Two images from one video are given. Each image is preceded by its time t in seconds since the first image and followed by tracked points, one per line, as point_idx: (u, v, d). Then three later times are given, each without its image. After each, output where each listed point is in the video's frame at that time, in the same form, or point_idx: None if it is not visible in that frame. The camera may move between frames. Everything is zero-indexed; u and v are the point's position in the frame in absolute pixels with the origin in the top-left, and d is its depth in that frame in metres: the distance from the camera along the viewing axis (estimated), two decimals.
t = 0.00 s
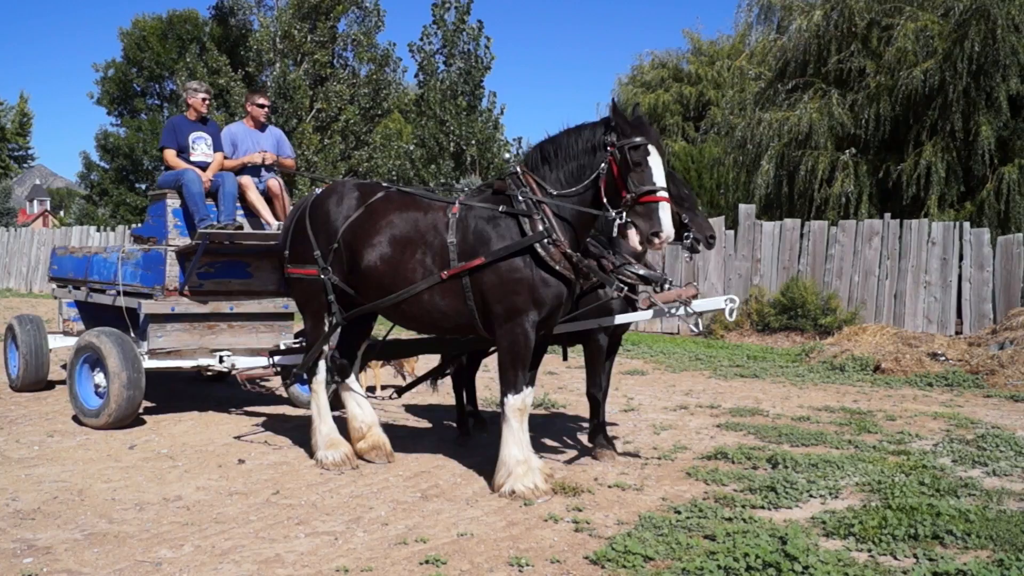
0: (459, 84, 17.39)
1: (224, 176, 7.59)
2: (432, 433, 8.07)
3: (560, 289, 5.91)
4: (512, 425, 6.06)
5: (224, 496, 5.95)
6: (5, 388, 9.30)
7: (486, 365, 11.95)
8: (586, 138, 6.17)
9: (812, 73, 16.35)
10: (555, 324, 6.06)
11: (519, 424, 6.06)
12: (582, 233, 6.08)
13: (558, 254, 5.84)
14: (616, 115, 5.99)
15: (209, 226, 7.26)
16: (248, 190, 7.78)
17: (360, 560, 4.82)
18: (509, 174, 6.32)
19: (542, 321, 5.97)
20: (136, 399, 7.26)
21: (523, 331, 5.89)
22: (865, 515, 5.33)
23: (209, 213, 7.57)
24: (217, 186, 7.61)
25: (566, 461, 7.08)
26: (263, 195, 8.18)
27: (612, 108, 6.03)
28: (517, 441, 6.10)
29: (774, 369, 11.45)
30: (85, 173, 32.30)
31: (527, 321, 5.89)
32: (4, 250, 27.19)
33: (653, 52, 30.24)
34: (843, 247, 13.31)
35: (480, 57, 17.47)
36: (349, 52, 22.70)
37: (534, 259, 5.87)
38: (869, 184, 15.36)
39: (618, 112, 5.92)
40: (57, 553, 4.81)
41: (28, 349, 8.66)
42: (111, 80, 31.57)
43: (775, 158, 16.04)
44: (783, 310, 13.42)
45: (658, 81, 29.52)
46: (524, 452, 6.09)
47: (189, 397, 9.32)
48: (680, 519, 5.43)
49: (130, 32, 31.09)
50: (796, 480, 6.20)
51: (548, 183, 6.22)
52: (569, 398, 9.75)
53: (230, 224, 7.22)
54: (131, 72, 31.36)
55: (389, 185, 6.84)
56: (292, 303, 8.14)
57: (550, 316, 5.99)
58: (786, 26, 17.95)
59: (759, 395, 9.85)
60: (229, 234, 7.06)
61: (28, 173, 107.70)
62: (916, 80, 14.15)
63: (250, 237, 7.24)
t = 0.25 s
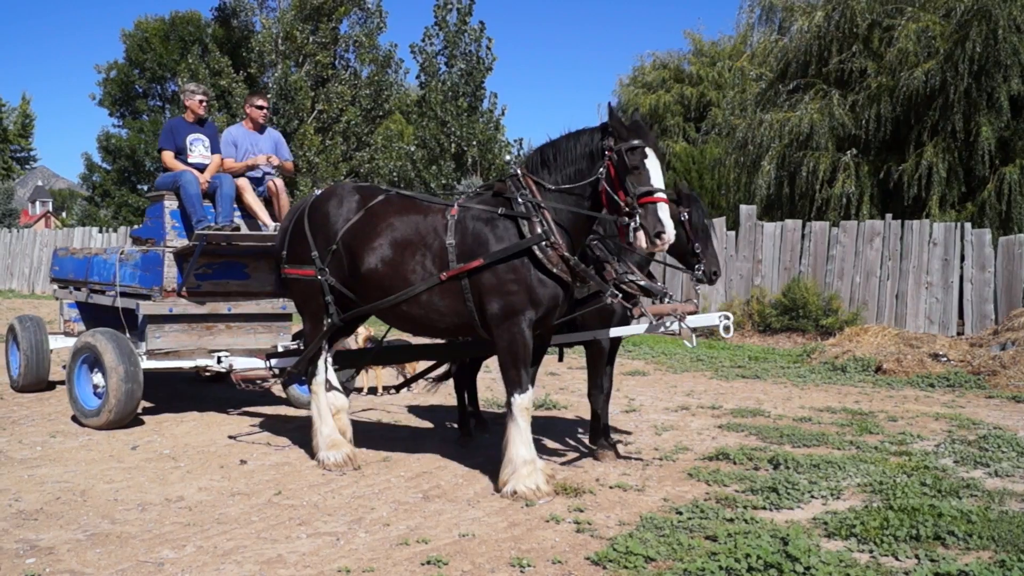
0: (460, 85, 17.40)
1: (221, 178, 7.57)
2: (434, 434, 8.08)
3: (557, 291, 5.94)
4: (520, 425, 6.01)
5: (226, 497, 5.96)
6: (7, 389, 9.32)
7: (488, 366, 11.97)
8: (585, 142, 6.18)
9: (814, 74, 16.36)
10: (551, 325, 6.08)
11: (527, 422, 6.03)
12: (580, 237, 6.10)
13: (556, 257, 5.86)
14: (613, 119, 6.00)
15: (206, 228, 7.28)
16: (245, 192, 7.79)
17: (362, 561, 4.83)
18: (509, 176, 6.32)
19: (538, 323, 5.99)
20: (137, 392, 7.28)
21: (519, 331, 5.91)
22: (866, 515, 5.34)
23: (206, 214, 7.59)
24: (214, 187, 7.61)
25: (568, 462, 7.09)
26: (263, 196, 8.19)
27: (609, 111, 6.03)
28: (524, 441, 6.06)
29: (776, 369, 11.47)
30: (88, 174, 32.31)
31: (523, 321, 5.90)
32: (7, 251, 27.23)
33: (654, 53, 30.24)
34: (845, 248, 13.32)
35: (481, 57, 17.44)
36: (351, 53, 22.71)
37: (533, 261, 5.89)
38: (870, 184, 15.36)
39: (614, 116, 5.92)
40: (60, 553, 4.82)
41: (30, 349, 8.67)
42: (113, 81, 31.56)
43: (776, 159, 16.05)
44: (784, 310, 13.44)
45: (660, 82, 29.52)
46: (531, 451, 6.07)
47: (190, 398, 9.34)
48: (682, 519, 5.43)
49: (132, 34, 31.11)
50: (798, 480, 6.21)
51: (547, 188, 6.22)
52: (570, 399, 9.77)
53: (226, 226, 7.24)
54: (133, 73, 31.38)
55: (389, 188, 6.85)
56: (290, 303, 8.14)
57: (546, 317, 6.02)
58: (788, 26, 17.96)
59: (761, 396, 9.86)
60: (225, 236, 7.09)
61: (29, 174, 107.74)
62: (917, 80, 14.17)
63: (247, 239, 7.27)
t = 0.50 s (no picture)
0: (462, 86, 17.41)
1: (221, 180, 7.62)
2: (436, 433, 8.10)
3: (551, 295, 5.97)
4: (528, 411, 6.01)
5: (229, 497, 5.98)
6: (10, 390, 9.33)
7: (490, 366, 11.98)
8: (584, 149, 6.19)
9: (816, 74, 16.37)
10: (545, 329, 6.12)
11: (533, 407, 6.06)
12: (575, 244, 6.14)
13: (552, 263, 5.89)
14: (613, 128, 6.04)
15: (205, 229, 7.31)
16: (244, 193, 7.80)
17: (364, 561, 4.85)
18: (508, 180, 6.32)
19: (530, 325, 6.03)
20: (137, 383, 7.30)
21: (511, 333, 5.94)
22: (869, 516, 5.35)
23: (205, 215, 7.61)
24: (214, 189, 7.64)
25: (570, 463, 7.11)
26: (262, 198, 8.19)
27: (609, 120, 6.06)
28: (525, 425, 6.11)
29: (778, 370, 11.48)
30: (91, 176, 32.33)
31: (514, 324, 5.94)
32: (11, 252, 27.28)
33: (657, 54, 30.25)
34: (848, 248, 13.32)
35: (483, 60, 17.46)
36: (354, 54, 22.73)
37: (529, 266, 5.92)
38: (873, 185, 15.37)
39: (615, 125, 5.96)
40: (63, 553, 4.84)
41: (32, 349, 8.70)
42: (116, 83, 31.57)
43: (779, 159, 16.05)
44: (787, 311, 13.46)
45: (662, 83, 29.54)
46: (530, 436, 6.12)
47: (193, 398, 9.35)
48: (684, 520, 5.45)
49: (136, 35, 31.13)
50: (800, 481, 6.22)
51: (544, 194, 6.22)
52: (572, 400, 9.79)
53: (225, 226, 7.26)
54: (136, 75, 31.37)
55: (385, 192, 6.86)
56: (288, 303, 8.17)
57: (539, 322, 6.06)
58: (790, 27, 17.96)
59: (763, 396, 9.87)
60: (223, 236, 7.11)
61: (33, 175, 107.83)
62: (920, 81, 14.19)
63: (245, 239, 7.29)
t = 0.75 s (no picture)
0: (467, 87, 17.40)
1: (220, 181, 7.64)
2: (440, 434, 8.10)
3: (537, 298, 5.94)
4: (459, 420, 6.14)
5: (233, 497, 5.99)
6: (15, 391, 9.35)
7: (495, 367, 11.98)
8: (579, 152, 6.10)
9: (821, 75, 16.36)
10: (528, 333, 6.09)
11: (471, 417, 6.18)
12: (565, 247, 6.08)
13: (539, 267, 5.85)
14: (608, 132, 5.96)
15: (204, 229, 7.32)
16: (242, 194, 7.81)
17: (368, 562, 4.85)
18: (499, 181, 6.27)
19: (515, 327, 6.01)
20: (137, 375, 7.30)
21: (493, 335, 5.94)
22: (873, 517, 5.35)
23: (204, 216, 7.62)
24: (213, 190, 7.66)
25: (573, 463, 7.10)
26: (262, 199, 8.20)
27: (604, 123, 5.99)
28: (461, 436, 6.25)
29: (782, 371, 11.47)
30: (96, 177, 32.35)
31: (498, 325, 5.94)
32: (16, 253, 27.31)
33: (662, 55, 30.24)
34: (852, 249, 13.31)
35: (488, 61, 17.46)
36: (358, 55, 22.74)
37: (516, 269, 5.89)
38: (877, 186, 15.35)
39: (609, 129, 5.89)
40: (66, 554, 4.85)
41: (35, 349, 8.71)
42: (120, 84, 31.59)
43: (783, 160, 16.04)
44: (791, 312, 13.45)
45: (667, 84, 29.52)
46: (464, 447, 6.24)
47: (197, 399, 9.37)
48: (688, 521, 5.44)
49: (140, 36, 31.14)
50: (804, 482, 6.22)
51: (537, 196, 6.16)
52: (576, 401, 9.79)
53: (224, 227, 7.28)
54: (141, 76, 31.38)
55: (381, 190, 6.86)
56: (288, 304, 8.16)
57: (523, 325, 6.03)
58: (795, 28, 17.94)
59: (767, 397, 9.86)
60: (222, 237, 7.12)
61: (38, 176, 108.05)
62: (925, 81, 14.18)
63: (244, 240, 7.30)
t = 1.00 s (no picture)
0: (471, 88, 17.41)
1: (220, 182, 7.62)
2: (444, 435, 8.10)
3: (528, 298, 5.92)
4: (456, 421, 6.15)
5: (237, 497, 5.99)
6: (19, 391, 9.36)
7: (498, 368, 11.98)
8: (566, 151, 6.02)
9: (825, 76, 16.35)
10: (522, 334, 6.07)
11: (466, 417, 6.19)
12: (556, 247, 6.05)
13: (528, 266, 5.84)
14: (593, 131, 5.83)
15: (204, 230, 7.33)
16: (243, 195, 7.81)
17: (372, 562, 4.86)
18: (488, 181, 6.27)
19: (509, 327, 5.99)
20: (137, 368, 7.32)
21: (487, 335, 5.92)
22: (876, 518, 5.35)
23: (205, 217, 7.63)
24: (214, 190, 7.67)
25: (577, 464, 7.10)
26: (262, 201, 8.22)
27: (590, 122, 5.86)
28: (458, 437, 6.26)
29: (786, 372, 11.46)
30: (100, 177, 32.39)
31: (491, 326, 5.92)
32: (21, 253, 27.36)
33: (666, 56, 30.24)
34: (856, 250, 13.30)
35: (492, 62, 17.47)
36: (362, 56, 22.76)
37: (505, 269, 5.87)
38: (881, 186, 15.33)
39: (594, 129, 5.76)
40: (71, 554, 4.86)
41: (39, 349, 8.73)
42: (125, 84, 31.64)
43: (787, 161, 16.03)
44: (795, 313, 13.44)
45: (671, 84, 29.53)
46: (463, 448, 6.24)
47: (202, 399, 9.38)
48: (692, 521, 5.44)
49: (144, 37, 31.18)
50: (808, 483, 6.22)
51: (526, 196, 6.14)
52: (580, 401, 9.79)
53: (224, 228, 7.29)
54: (145, 77, 31.41)
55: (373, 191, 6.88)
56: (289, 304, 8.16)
57: (517, 324, 6.01)
58: (799, 29, 17.93)
59: (771, 398, 9.85)
60: (222, 237, 7.13)
61: (43, 176, 108.26)
62: (929, 82, 14.16)
63: (244, 241, 7.31)
